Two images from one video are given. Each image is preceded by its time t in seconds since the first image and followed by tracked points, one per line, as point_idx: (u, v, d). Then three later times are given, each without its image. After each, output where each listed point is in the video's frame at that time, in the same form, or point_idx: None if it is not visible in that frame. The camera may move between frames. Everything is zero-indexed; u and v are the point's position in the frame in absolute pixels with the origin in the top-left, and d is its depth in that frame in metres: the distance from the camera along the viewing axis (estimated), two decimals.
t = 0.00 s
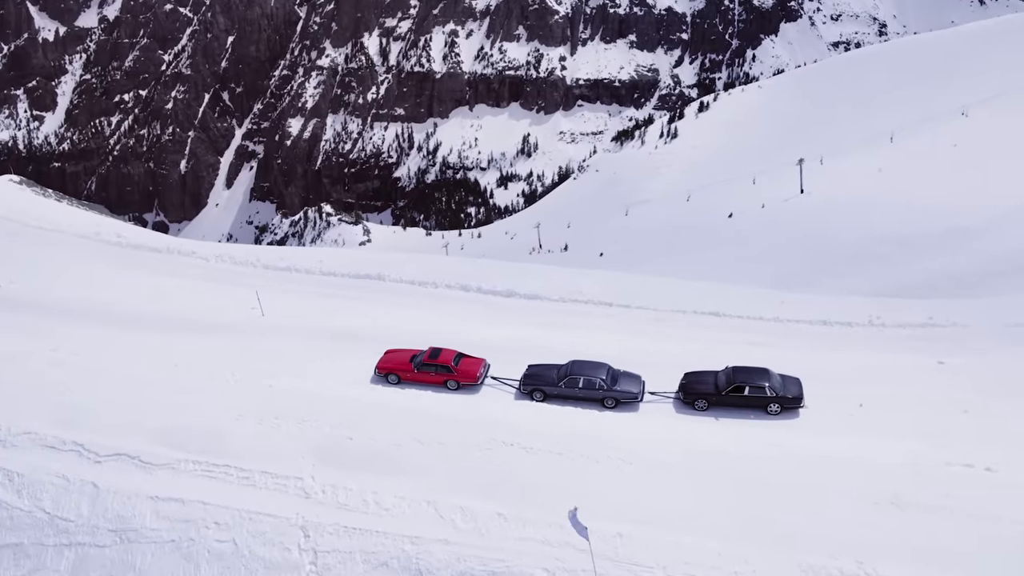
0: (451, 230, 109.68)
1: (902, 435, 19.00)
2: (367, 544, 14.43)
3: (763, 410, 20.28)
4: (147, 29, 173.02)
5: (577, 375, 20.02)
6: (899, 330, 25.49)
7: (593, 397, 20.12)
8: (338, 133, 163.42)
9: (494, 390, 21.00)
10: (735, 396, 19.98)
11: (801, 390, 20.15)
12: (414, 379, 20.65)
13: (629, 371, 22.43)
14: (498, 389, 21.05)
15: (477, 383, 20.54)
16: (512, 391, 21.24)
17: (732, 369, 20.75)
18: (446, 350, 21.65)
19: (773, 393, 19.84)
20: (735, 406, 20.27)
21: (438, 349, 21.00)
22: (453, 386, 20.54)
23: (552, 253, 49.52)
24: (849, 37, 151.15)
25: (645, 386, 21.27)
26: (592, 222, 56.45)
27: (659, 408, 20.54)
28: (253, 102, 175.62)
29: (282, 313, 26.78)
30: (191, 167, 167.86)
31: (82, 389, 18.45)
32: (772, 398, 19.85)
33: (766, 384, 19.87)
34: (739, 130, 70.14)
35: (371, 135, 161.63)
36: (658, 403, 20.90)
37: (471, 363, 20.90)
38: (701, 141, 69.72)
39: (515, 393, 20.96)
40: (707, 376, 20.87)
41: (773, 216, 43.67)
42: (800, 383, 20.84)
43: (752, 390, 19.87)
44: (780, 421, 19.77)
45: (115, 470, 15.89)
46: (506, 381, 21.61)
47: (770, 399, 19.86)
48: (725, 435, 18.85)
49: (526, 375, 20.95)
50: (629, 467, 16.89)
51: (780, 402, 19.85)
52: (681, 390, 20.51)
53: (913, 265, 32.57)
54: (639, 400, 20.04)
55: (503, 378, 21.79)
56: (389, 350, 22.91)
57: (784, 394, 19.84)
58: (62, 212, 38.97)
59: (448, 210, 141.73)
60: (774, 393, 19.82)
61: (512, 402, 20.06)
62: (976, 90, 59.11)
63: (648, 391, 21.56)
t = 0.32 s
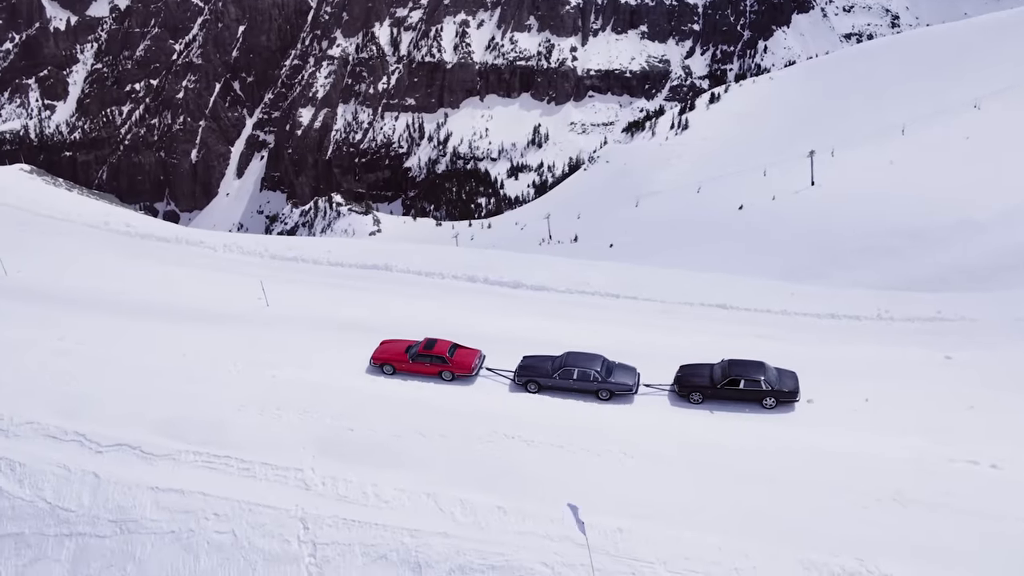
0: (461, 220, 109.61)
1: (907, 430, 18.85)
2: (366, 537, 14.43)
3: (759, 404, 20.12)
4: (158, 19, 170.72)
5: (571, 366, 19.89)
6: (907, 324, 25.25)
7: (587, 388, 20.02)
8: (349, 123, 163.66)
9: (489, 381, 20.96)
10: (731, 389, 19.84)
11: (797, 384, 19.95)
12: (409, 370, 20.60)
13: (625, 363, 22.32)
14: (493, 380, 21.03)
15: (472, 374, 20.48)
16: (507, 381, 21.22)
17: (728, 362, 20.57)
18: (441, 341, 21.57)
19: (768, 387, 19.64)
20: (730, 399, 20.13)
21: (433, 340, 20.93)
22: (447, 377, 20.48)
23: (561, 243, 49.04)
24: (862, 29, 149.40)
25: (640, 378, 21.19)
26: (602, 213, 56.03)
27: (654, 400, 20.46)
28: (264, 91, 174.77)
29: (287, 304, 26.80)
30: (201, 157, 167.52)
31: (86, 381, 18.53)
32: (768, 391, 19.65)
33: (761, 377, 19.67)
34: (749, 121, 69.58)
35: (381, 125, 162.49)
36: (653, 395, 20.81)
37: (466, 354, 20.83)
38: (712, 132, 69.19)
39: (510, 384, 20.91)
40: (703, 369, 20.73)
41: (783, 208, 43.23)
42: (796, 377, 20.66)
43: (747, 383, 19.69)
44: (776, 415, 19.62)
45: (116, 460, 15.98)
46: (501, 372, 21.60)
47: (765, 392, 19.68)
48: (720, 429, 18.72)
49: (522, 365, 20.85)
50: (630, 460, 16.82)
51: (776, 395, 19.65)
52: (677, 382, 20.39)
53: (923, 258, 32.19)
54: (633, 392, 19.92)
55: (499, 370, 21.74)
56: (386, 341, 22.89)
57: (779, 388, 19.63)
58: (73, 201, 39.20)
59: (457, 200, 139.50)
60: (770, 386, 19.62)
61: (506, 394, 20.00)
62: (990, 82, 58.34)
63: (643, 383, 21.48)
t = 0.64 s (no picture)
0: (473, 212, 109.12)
1: (914, 429, 18.64)
2: (366, 531, 14.42)
3: (756, 399, 20.00)
4: (171, 8, 169.99)
5: (567, 360, 19.85)
6: (919, 320, 25.00)
7: (583, 382, 19.95)
8: (362, 114, 161.08)
9: (485, 374, 20.93)
10: (728, 384, 19.71)
11: (794, 380, 19.82)
12: (406, 362, 20.62)
13: (621, 357, 22.22)
14: (488, 373, 21.01)
15: (468, 367, 20.45)
16: (503, 374, 21.19)
17: (725, 357, 20.43)
18: (438, 333, 21.56)
19: (765, 383, 19.51)
20: (727, 395, 20.00)
21: (430, 333, 20.91)
22: (444, 369, 20.47)
23: (573, 235, 48.62)
24: (876, 22, 147.66)
25: (636, 372, 21.12)
26: (614, 205, 55.54)
27: (651, 395, 20.36)
28: (278, 82, 171.15)
29: (293, 295, 26.81)
30: (215, 148, 163.61)
31: (92, 372, 18.66)
32: (765, 387, 19.52)
33: (759, 372, 19.54)
34: (762, 115, 68.98)
35: (394, 116, 159.90)
36: (649, 390, 20.71)
37: (463, 346, 20.80)
38: (725, 125, 68.58)
39: (506, 377, 20.85)
40: (700, 363, 20.60)
41: (796, 202, 42.78)
42: (793, 372, 20.54)
43: (744, 378, 19.56)
44: (772, 411, 19.51)
45: (118, 452, 16.07)
46: (497, 364, 21.57)
47: (762, 388, 19.55)
48: (716, 425, 18.60)
49: (517, 358, 20.83)
50: (632, 457, 16.75)
51: (773, 391, 19.53)
52: (673, 377, 20.28)
53: (935, 253, 31.79)
54: (629, 385, 19.85)
55: (495, 362, 21.71)
56: (384, 333, 22.90)
57: (776, 384, 19.52)
58: (85, 191, 39.44)
59: (469, 191, 140.75)
60: (767, 382, 19.50)
61: (501, 388, 19.98)
62: (1006, 76, 57.59)
63: (639, 377, 21.40)
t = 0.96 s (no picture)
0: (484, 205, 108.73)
1: (920, 428, 18.48)
2: (366, 525, 14.46)
3: (752, 396, 19.92)
4: None
5: (563, 354, 19.89)
6: (929, 317, 24.73)
7: (578, 376, 19.98)
8: (375, 106, 159.11)
9: (481, 368, 20.98)
10: (724, 379, 19.63)
11: (790, 377, 19.75)
12: (402, 354, 20.70)
13: (618, 351, 22.16)
14: (484, 367, 21.07)
15: (464, 360, 20.54)
16: (498, 368, 21.22)
17: (721, 353, 20.36)
18: (434, 327, 21.67)
19: (761, 379, 19.47)
20: (724, 390, 19.92)
21: (426, 326, 21.04)
22: (439, 362, 20.58)
23: (586, 229, 48.04)
24: (892, 17, 146.39)
25: (631, 367, 21.12)
26: (626, 198, 55.07)
27: (647, 390, 20.31)
28: (292, 74, 169.19)
29: (300, 288, 26.85)
30: (229, 139, 161.59)
31: (98, 364, 18.77)
32: (761, 383, 19.48)
33: (755, 368, 19.49)
34: (776, 109, 68.40)
35: (408, 108, 158.19)
36: (645, 384, 20.68)
37: (458, 340, 20.92)
38: (738, 120, 68.02)
39: (502, 371, 20.85)
40: (696, 359, 20.58)
41: (809, 197, 42.26)
42: (790, 369, 20.46)
43: (741, 374, 19.49)
44: (767, 407, 19.43)
45: (120, 444, 16.18)
46: (493, 358, 21.61)
47: (758, 384, 19.50)
48: (714, 421, 18.52)
49: (513, 352, 20.89)
50: (633, 454, 16.68)
51: (770, 387, 19.46)
52: (669, 372, 20.23)
53: (946, 250, 31.40)
54: (624, 380, 19.86)
55: (491, 356, 21.73)
56: (381, 325, 22.99)
57: (772, 380, 19.46)
58: (98, 183, 39.65)
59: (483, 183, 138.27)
60: (763, 378, 19.45)
61: (497, 381, 20.02)
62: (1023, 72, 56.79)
63: (635, 371, 21.38)
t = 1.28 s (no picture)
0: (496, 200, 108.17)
1: (924, 429, 18.32)
2: (364, 522, 14.51)
3: (746, 394, 19.79)
4: None
5: (557, 349, 19.82)
6: (939, 317, 24.50)
7: (573, 372, 19.93)
8: (389, 100, 158.05)
9: (477, 363, 20.95)
10: (718, 377, 19.51)
11: (786, 375, 19.57)
12: (397, 349, 20.71)
13: (613, 348, 22.07)
14: (479, 361, 21.04)
15: (459, 355, 20.53)
16: (493, 364, 21.17)
17: (716, 350, 20.23)
18: (430, 320, 21.65)
19: (756, 377, 19.29)
20: (718, 388, 19.79)
21: (421, 321, 21.00)
22: (434, 357, 20.53)
23: (598, 225, 47.66)
24: (908, 13, 145.04)
25: (626, 363, 21.05)
26: (639, 194, 54.68)
27: (641, 387, 20.26)
28: (307, 68, 165.55)
29: (305, 282, 26.88)
30: (243, 132, 159.36)
31: (102, 357, 18.93)
32: (755, 381, 19.31)
33: (749, 366, 19.35)
34: (791, 105, 67.71)
35: (421, 103, 157.02)
36: (640, 381, 20.60)
37: (453, 334, 20.87)
38: (752, 116, 67.46)
39: (497, 366, 20.82)
40: (691, 356, 20.47)
41: (823, 193, 41.70)
42: (785, 367, 20.29)
43: (734, 371, 19.37)
44: (761, 406, 19.27)
45: (122, 437, 16.29)
46: (488, 353, 21.55)
47: (753, 382, 19.34)
48: (711, 420, 18.43)
49: (507, 347, 20.86)
50: (634, 453, 16.65)
51: (764, 386, 19.30)
52: (664, 369, 20.15)
53: (958, 249, 31.00)
54: (618, 376, 19.79)
55: (486, 351, 21.67)
56: (378, 319, 23.01)
57: (767, 378, 19.28)
58: (110, 175, 39.79)
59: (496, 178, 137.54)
60: (757, 376, 19.28)
61: (491, 377, 20.01)
62: None
63: (630, 368, 21.30)
